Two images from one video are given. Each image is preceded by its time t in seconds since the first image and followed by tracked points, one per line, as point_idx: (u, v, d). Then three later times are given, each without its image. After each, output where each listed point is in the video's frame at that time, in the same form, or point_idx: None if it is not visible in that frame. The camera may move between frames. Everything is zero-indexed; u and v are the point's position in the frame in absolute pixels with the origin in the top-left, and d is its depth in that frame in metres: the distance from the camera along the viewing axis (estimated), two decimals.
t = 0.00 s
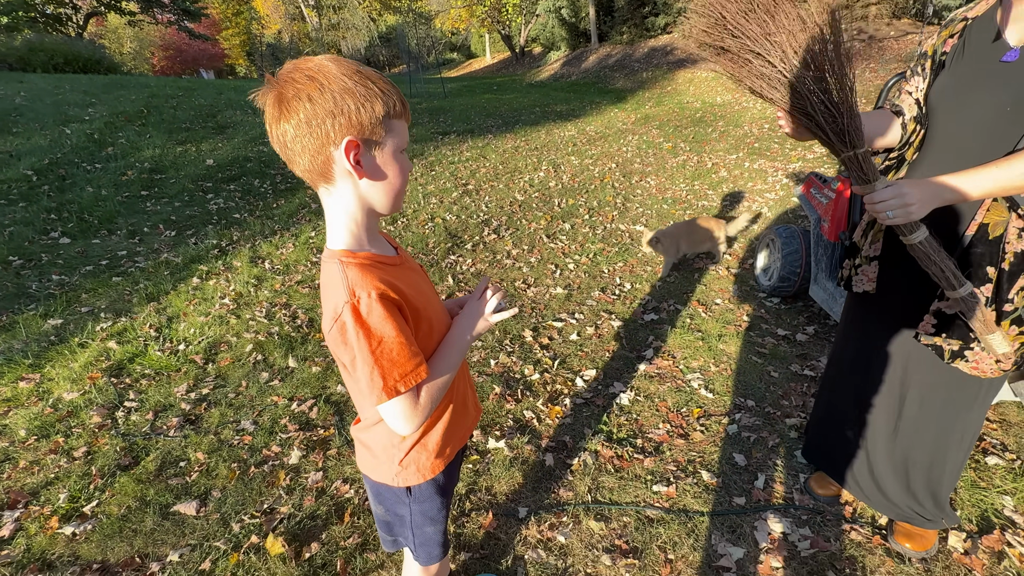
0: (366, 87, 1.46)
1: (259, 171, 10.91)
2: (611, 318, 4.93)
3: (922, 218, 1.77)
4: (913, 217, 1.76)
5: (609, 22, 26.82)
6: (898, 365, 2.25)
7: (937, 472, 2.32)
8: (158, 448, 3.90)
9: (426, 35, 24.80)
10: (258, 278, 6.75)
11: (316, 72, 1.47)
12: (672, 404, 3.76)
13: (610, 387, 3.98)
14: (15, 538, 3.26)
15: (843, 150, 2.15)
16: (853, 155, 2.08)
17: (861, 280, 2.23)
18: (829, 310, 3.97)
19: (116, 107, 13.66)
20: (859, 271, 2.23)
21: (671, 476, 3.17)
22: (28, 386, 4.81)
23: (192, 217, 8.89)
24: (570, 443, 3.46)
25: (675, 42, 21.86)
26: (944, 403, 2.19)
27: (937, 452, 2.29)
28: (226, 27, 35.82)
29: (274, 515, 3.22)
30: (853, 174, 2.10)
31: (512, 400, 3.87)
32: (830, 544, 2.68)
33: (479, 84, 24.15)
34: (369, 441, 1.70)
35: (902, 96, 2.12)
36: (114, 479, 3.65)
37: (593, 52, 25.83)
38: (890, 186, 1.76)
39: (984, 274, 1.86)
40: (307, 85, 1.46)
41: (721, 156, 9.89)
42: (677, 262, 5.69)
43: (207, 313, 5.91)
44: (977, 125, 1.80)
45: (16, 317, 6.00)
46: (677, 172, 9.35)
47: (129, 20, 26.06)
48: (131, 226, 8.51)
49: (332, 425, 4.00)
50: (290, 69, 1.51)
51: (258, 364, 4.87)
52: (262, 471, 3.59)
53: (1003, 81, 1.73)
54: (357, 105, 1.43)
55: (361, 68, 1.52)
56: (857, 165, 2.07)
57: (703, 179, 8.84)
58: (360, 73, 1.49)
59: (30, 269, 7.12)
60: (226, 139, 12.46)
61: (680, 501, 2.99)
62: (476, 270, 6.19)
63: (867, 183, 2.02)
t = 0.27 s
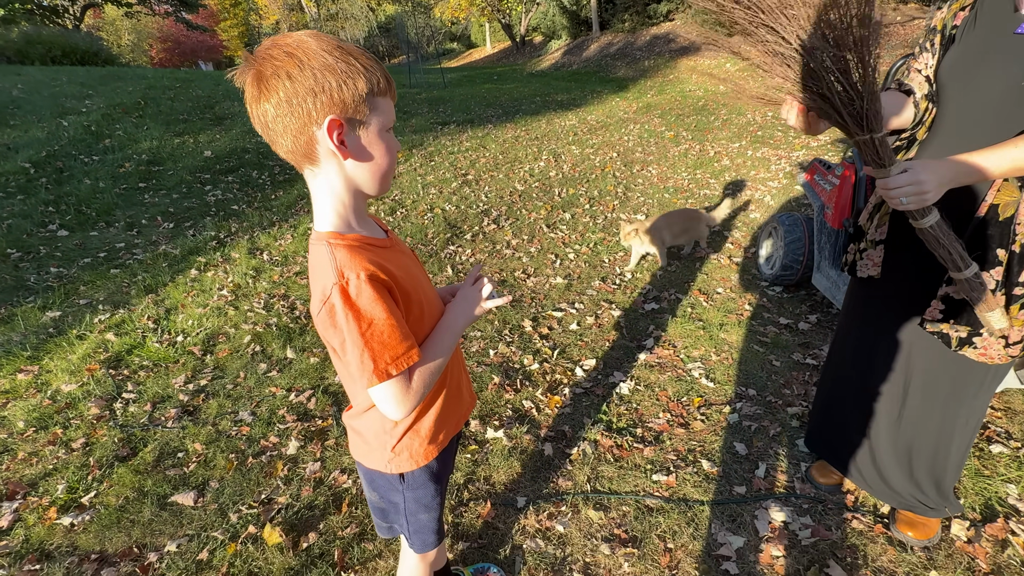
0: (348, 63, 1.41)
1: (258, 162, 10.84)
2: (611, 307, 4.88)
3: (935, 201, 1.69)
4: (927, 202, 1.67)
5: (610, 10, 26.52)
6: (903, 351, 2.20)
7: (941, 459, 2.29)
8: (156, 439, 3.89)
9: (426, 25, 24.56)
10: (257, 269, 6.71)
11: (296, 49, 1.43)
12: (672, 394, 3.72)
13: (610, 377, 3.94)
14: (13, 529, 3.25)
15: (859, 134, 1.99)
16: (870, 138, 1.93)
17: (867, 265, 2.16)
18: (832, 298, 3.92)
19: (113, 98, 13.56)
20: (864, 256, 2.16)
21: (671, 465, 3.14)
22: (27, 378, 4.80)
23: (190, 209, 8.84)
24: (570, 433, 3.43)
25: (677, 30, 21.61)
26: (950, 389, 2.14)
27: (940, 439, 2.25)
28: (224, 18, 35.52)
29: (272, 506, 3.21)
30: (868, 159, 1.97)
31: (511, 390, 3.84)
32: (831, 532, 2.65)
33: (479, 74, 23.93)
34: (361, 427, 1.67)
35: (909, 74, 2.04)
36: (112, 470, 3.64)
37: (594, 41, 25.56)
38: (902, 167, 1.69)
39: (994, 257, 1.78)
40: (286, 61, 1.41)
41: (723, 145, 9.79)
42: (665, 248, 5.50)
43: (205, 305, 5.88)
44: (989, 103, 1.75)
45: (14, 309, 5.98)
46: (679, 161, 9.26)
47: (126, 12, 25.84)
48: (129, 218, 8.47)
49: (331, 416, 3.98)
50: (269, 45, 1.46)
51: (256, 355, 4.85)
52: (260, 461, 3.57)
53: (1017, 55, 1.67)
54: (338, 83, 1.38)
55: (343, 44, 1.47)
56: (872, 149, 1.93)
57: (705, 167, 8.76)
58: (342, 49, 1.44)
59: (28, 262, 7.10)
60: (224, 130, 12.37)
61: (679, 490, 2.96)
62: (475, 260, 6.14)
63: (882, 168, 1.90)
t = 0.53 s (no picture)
0: (339, 43, 1.37)
1: (260, 153, 10.80)
2: (615, 298, 4.84)
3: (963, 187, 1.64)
4: (953, 188, 1.62)
5: None
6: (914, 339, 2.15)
7: (951, 449, 2.25)
8: (159, 429, 3.90)
9: (428, 14, 24.33)
10: (259, 261, 6.70)
11: (286, 29, 1.39)
12: (676, 384, 3.69)
13: (613, 368, 3.91)
14: (18, 517, 3.27)
15: (882, 114, 1.86)
16: (893, 120, 1.80)
17: (877, 254, 2.10)
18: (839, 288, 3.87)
19: (115, 90, 13.52)
20: (874, 246, 2.11)
21: (675, 456, 3.12)
22: (31, 368, 4.82)
23: (193, 200, 8.83)
24: (572, 424, 3.41)
25: (683, 17, 21.30)
26: (961, 377, 2.10)
27: (952, 429, 2.21)
28: (225, 9, 35.30)
29: (274, 495, 3.21)
30: (890, 143, 1.84)
31: (513, 380, 3.83)
32: (836, 524, 2.63)
33: (482, 64, 23.71)
34: (363, 415, 1.65)
35: (925, 54, 1.96)
36: (116, 460, 3.65)
37: (599, 30, 25.25)
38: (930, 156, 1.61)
39: (1007, 244, 1.74)
40: (277, 42, 1.38)
41: (729, 134, 9.67)
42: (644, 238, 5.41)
43: (208, 296, 5.88)
44: (1010, 83, 1.69)
45: (19, 300, 6.00)
46: (684, 151, 9.16)
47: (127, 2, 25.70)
48: (132, 209, 8.46)
49: (333, 406, 3.98)
50: (258, 25, 1.42)
51: (258, 346, 4.85)
52: (262, 451, 3.57)
53: None
54: (329, 64, 1.34)
55: (334, 23, 1.43)
56: (896, 131, 1.80)
57: (711, 157, 8.66)
58: (332, 28, 1.40)
59: (32, 253, 7.11)
60: (226, 121, 12.32)
61: (683, 481, 2.94)
62: (478, 251, 6.11)
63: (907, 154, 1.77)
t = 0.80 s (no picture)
0: (335, 24, 1.32)
1: (264, 144, 10.78)
2: (619, 290, 4.80)
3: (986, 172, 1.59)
4: (976, 173, 1.56)
5: None
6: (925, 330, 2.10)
7: (964, 443, 2.19)
8: (163, 418, 3.91)
9: (433, 3, 24.12)
10: (263, 251, 6.69)
11: (282, 10, 1.35)
12: (681, 377, 3.65)
13: (617, 360, 3.87)
14: (24, 504, 3.29)
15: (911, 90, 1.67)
16: (923, 96, 1.63)
17: (888, 245, 2.03)
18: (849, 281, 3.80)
19: (120, 80, 13.51)
20: (885, 237, 2.04)
21: (679, 449, 3.08)
22: (37, 358, 4.84)
23: (197, 191, 8.83)
24: (575, 416, 3.38)
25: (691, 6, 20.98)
26: (975, 369, 2.05)
27: (965, 422, 2.15)
28: None
29: (276, 485, 3.21)
30: (915, 122, 1.67)
31: (516, 372, 3.80)
32: (842, 518, 2.59)
33: (488, 54, 23.53)
34: (364, 406, 1.62)
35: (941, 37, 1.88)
36: (120, 448, 3.67)
37: (606, 19, 24.95)
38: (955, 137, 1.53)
39: None
40: (271, 23, 1.34)
41: (737, 124, 9.54)
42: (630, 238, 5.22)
43: (212, 287, 5.88)
44: None
45: (25, 290, 6.03)
46: (691, 141, 9.05)
47: None
48: (137, 200, 8.47)
49: (335, 396, 3.97)
50: (254, 5, 1.39)
51: (262, 336, 4.85)
52: (265, 441, 3.57)
53: None
54: (325, 47, 1.30)
55: (332, 3, 1.37)
56: (922, 108, 1.64)
57: (718, 147, 8.54)
58: (330, 9, 1.36)
59: (38, 244, 7.14)
60: (230, 112, 12.29)
61: (686, 474, 2.91)
62: (481, 242, 6.07)
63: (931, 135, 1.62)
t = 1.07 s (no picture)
0: (337, 6, 1.29)
1: (271, 136, 10.78)
2: (626, 283, 4.75)
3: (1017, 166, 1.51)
4: (1009, 168, 1.48)
5: None
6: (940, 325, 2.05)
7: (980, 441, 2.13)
8: (169, 407, 3.93)
9: None
10: (269, 242, 6.71)
11: None
12: (687, 371, 3.61)
13: (622, 353, 3.84)
14: (34, 490, 3.33)
15: (939, 79, 1.60)
16: (952, 86, 1.56)
17: (903, 238, 1.96)
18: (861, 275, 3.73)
19: (130, 71, 13.56)
20: (900, 228, 1.96)
21: (684, 443, 3.05)
22: (47, 346, 4.90)
23: (205, 182, 8.86)
24: (580, 409, 3.35)
25: None
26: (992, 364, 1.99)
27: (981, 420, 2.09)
28: None
29: (281, 474, 3.21)
30: (941, 113, 1.61)
31: (521, 364, 3.78)
32: (850, 516, 2.55)
33: (496, 45, 23.35)
34: (368, 399, 1.60)
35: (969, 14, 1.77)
36: (128, 436, 3.70)
37: (616, 10, 24.66)
38: (986, 131, 1.47)
39: None
40: (271, 4, 1.31)
41: (748, 116, 9.39)
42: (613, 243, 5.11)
43: (219, 277, 5.91)
44: None
45: (36, 279, 6.09)
46: (701, 133, 8.93)
47: None
48: (146, 191, 8.52)
49: (340, 387, 3.97)
50: None
51: (268, 327, 4.86)
52: (269, 431, 3.58)
53: None
54: (326, 27, 1.27)
55: None
56: (951, 99, 1.58)
57: (729, 139, 8.42)
58: None
59: (49, 233, 7.21)
60: (238, 103, 12.31)
61: (692, 469, 2.88)
62: (487, 234, 6.04)
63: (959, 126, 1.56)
